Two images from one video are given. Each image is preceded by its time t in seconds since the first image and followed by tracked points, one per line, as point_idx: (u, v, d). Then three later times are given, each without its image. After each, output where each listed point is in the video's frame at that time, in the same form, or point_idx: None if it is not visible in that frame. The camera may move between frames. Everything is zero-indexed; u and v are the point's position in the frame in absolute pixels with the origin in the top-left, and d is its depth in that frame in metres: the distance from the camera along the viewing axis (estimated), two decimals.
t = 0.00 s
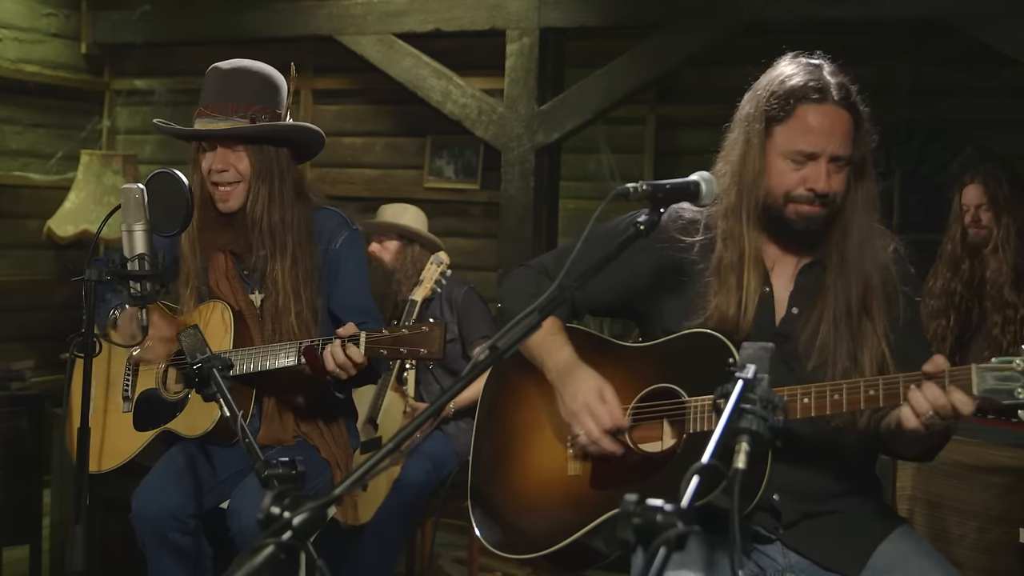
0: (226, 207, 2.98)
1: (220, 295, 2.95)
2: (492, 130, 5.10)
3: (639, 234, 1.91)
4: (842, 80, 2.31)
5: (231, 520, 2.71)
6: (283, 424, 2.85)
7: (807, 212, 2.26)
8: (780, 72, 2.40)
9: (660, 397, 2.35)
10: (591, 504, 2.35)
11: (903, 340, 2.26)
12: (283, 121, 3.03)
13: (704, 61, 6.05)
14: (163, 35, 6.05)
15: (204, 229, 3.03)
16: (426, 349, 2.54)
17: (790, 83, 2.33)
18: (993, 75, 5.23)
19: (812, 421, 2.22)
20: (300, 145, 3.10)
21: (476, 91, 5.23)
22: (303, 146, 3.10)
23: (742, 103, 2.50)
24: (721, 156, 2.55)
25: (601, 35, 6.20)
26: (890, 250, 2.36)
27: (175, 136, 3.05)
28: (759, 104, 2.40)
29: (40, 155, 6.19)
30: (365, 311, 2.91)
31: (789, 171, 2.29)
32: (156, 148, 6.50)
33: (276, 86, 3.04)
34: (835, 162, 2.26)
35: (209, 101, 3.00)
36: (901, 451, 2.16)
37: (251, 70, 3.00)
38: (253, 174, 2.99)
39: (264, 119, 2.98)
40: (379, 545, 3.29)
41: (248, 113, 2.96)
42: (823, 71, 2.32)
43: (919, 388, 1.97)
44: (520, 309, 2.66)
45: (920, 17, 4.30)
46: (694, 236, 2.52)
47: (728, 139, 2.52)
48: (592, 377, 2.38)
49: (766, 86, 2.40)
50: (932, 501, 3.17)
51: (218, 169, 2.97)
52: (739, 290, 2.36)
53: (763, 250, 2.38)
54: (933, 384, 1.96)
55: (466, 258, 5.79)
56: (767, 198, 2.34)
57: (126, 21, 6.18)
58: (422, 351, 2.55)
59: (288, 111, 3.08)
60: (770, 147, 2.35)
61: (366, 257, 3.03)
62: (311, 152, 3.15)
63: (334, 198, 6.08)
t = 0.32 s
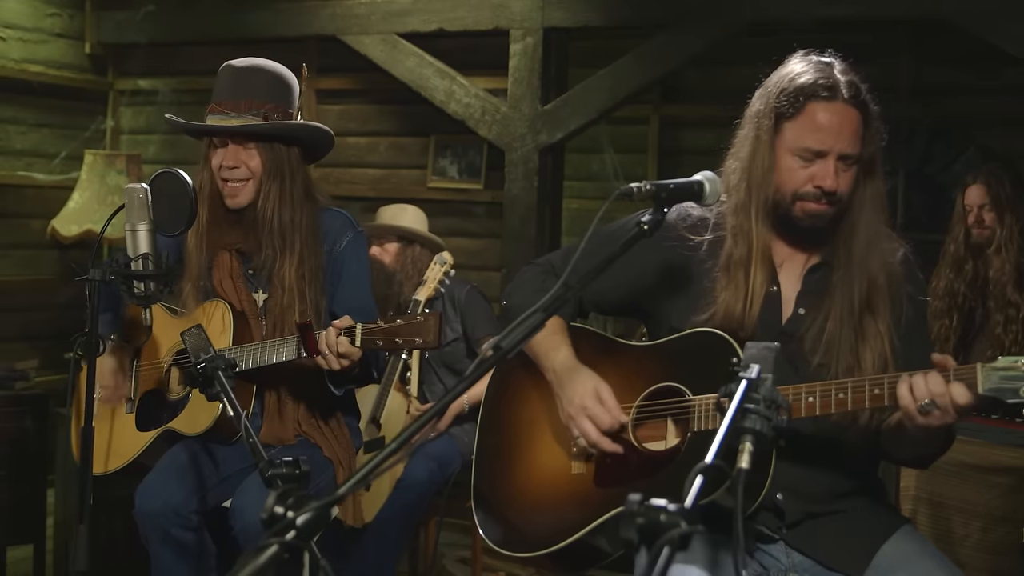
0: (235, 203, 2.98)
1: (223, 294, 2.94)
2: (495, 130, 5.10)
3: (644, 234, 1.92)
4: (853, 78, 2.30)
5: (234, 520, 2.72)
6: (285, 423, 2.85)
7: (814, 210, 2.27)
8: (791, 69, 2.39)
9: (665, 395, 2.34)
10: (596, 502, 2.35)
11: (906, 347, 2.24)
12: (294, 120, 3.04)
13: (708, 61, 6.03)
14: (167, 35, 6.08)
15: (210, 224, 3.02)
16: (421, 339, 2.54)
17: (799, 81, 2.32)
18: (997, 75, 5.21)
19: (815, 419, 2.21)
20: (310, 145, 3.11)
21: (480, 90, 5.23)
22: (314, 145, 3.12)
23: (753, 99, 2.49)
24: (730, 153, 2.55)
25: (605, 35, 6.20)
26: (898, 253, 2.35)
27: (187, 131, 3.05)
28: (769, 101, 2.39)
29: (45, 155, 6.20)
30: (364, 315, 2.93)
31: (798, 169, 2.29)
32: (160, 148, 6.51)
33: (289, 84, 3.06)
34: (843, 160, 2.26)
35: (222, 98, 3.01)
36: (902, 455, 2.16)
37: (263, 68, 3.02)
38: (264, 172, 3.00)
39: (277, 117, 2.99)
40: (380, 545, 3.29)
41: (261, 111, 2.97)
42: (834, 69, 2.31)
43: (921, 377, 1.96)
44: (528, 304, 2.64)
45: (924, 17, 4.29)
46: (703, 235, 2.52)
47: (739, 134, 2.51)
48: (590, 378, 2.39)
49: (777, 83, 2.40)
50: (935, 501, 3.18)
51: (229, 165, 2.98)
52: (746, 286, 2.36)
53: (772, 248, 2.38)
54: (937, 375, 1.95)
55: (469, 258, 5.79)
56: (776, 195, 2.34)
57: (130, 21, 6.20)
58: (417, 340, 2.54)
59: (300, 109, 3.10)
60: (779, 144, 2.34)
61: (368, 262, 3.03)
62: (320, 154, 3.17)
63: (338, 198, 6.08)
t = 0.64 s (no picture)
0: (230, 205, 2.99)
1: (226, 298, 2.95)
2: (496, 130, 5.10)
3: (644, 235, 1.92)
4: (858, 80, 2.31)
5: (235, 520, 2.72)
6: (285, 426, 2.85)
7: (819, 212, 2.26)
8: (797, 71, 2.40)
9: (670, 394, 2.35)
10: (598, 500, 2.35)
11: (909, 349, 2.26)
12: (289, 122, 3.03)
13: (709, 61, 6.02)
14: (168, 34, 6.08)
15: (210, 227, 3.03)
16: (426, 345, 2.54)
17: (806, 82, 2.33)
18: (1000, 75, 5.21)
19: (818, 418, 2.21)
20: (309, 147, 3.10)
21: (481, 90, 5.23)
22: (311, 146, 3.09)
23: (759, 101, 2.49)
24: (736, 153, 2.55)
25: (606, 35, 6.20)
26: (902, 254, 2.35)
27: (183, 134, 3.05)
28: (775, 103, 2.40)
29: (46, 155, 6.20)
30: (366, 315, 2.94)
31: (803, 170, 2.28)
32: (161, 148, 6.50)
33: (284, 86, 3.04)
34: (848, 163, 2.25)
35: (217, 101, 3.00)
36: (904, 454, 2.17)
37: (257, 71, 3.00)
38: (258, 176, 2.99)
39: (270, 120, 2.98)
40: (382, 543, 3.29)
41: (254, 114, 2.96)
42: (840, 71, 2.32)
43: (925, 373, 1.96)
44: (530, 303, 2.66)
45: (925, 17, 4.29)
46: (709, 235, 2.51)
47: (745, 134, 2.51)
48: (597, 386, 2.38)
49: (783, 85, 2.40)
50: (936, 501, 3.18)
51: (224, 170, 2.97)
52: (752, 287, 2.35)
53: (776, 248, 2.38)
54: (942, 373, 1.95)
55: (470, 258, 5.79)
56: (781, 197, 2.33)
57: (131, 21, 6.21)
58: (422, 346, 2.54)
59: (297, 111, 3.09)
60: (784, 145, 2.34)
61: (372, 264, 3.04)
62: (321, 154, 3.16)
63: (339, 198, 6.08)
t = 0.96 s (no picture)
0: (229, 208, 2.99)
1: (226, 299, 2.95)
2: (498, 130, 5.10)
3: (646, 234, 1.91)
4: (857, 80, 2.30)
5: (236, 520, 2.72)
6: (285, 428, 2.85)
7: (820, 214, 2.26)
8: (798, 72, 2.39)
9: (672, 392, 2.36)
10: (601, 497, 2.35)
11: (910, 350, 2.25)
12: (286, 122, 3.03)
13: (710, 61, 6.02)
14: (170, 34, 6.08)
15: (207, 229, 3.03)
16: (429, 351, 2.56)
17: (804, 84, 2.33)
18: (1001, 75, 5.20)
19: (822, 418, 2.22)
20: (306, 148, 3.10)
21: (483, 90, 5.23)
22: (307, 147, 3.10)
23: (758, 102, 2.49)
24: (736, 155, 2.55)
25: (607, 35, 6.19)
26: (903, 254, 2.35)
27: (179, 135, 3.05)
28: (775, 105, 2.40)
29: (48, 154, 6.20)
30: (366, 315, 2.90)
31: (803, 172, 2.28)
32: (163, 148, 6.51)
33: (279, 85, 3.04)
34: (848, 164, 2.25)
35: (213, 101, 2.99)
36: (905, 454, 2.18)
37: (254, 71, 3.00)
38: (254, 176, 2.99)
39: (266, 120, 2.98)
40: (384, 542, 3.30)
41: (249, 114, 2.96)
42: (838, 71, 2.32)
43: (930, 375, 1.95)
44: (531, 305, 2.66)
45: (927, 17, 4.29)
46: (708, 238, 2.52)
47: (744, 137, 2.51)
48: (618, 350, 2.36)
49: (782, 86, 2.40)
50: (938, 501, 3.17)
51: (220, 171, 2.97)
52: (755, 291, 2.36)
53: (777, 250, 2.38)
54: (947, 374, 1.95)
55: (472, 257, 5.78)
56: (782, 199, 2.33)
57: (133, 21, 6.21)
58: (425, 353, 2.56)
59: (293, 111, 3.09)
60: (785, 147, 2.34)
61: (371, 264, 3.03)
62: (319, 155, 3.17)
63: (340, 198, 6.08)
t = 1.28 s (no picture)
0: (223, 206, 2.98)
1: (226, 300, 2.95)
2: (499, 130, 5.11)
3: (649, 234, 1.90)
4: (827, 78, 2.29)
5: (236, 520, 2.72)
6: (285, 428, 2.86)
7: (799, 215, 2.28)
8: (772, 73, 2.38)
9: (679, 389, 2.36)
10: (601, 493, 2.35)
11: (907, 346, 2.25)
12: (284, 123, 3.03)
13: (711, 61, 6.01)
14: (171, 34, 6.08)
15: (207, 230, 3.03)
16: (429, 349, 2.54)
17: (774, 87, 2.32)
18: (1001, 74, 5.19)
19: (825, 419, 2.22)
20: (303, 148, 3.10)
21: (484, 90, 5.23)
22: (302, 148, 3.10)
23: (742, 103, 2.48)
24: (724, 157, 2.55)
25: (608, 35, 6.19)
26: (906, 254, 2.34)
27: (176, 134, 3.04)
28: (749, 108, 2.38)
29: (49, 154, 6.21)
30: (365, 314, 2.93)
31: (778, 176, 2.28)
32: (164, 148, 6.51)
33: (279, 86, 3.04)
34: (822, 163, 2.26)
35: (212, 100, 2.99)
36: (906, 458, 2.18)
37: (253, 71, 2.99)
38: (251, 177, 2.99)
39: (264, 121, 2.97)
40: (385, 541, 3.30)
41: (248, 115, 2.96)
42: (807, 70, 2.30)
43: (934, 379, 1.95)
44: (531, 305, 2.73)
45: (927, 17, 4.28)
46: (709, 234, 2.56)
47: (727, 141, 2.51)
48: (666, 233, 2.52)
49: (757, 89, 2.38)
50: (939, 501, 3.17)
51: (216, 170, 2.98)
52: (753, 290, 2.37)
53: (771, 252, 2.37)
54: (952, 380, 1.95)
55: (473, 257, 5.78)
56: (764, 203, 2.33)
57: (134, 21, 6.21)
58: (425, 351, 2.54)
59: (291, 111, 3.08)
60: (758, 152, 2.33)
61: (370, 263, 3.03)
62: (315, 156, 3.16)
63: (341, 198, 6.08)
